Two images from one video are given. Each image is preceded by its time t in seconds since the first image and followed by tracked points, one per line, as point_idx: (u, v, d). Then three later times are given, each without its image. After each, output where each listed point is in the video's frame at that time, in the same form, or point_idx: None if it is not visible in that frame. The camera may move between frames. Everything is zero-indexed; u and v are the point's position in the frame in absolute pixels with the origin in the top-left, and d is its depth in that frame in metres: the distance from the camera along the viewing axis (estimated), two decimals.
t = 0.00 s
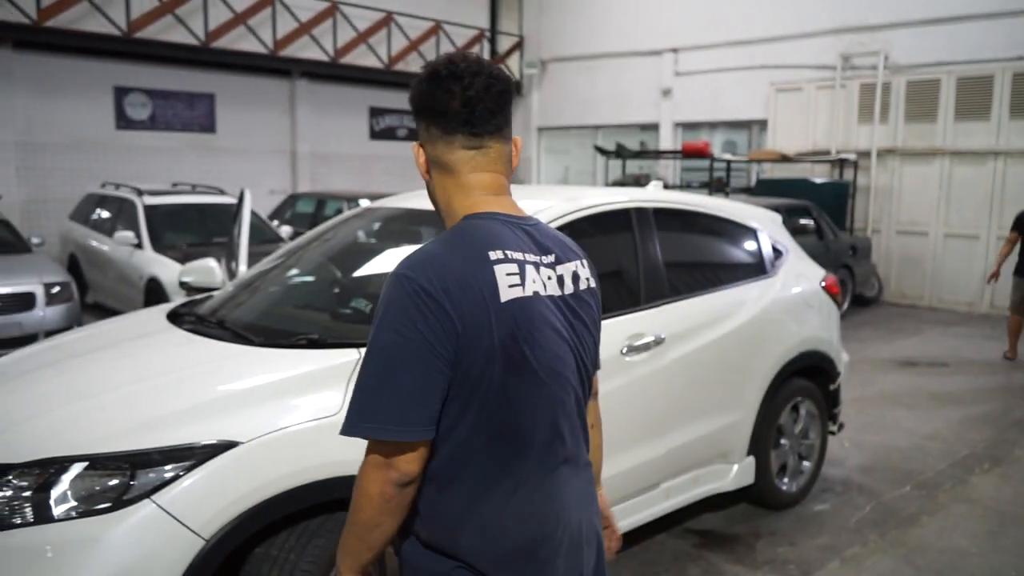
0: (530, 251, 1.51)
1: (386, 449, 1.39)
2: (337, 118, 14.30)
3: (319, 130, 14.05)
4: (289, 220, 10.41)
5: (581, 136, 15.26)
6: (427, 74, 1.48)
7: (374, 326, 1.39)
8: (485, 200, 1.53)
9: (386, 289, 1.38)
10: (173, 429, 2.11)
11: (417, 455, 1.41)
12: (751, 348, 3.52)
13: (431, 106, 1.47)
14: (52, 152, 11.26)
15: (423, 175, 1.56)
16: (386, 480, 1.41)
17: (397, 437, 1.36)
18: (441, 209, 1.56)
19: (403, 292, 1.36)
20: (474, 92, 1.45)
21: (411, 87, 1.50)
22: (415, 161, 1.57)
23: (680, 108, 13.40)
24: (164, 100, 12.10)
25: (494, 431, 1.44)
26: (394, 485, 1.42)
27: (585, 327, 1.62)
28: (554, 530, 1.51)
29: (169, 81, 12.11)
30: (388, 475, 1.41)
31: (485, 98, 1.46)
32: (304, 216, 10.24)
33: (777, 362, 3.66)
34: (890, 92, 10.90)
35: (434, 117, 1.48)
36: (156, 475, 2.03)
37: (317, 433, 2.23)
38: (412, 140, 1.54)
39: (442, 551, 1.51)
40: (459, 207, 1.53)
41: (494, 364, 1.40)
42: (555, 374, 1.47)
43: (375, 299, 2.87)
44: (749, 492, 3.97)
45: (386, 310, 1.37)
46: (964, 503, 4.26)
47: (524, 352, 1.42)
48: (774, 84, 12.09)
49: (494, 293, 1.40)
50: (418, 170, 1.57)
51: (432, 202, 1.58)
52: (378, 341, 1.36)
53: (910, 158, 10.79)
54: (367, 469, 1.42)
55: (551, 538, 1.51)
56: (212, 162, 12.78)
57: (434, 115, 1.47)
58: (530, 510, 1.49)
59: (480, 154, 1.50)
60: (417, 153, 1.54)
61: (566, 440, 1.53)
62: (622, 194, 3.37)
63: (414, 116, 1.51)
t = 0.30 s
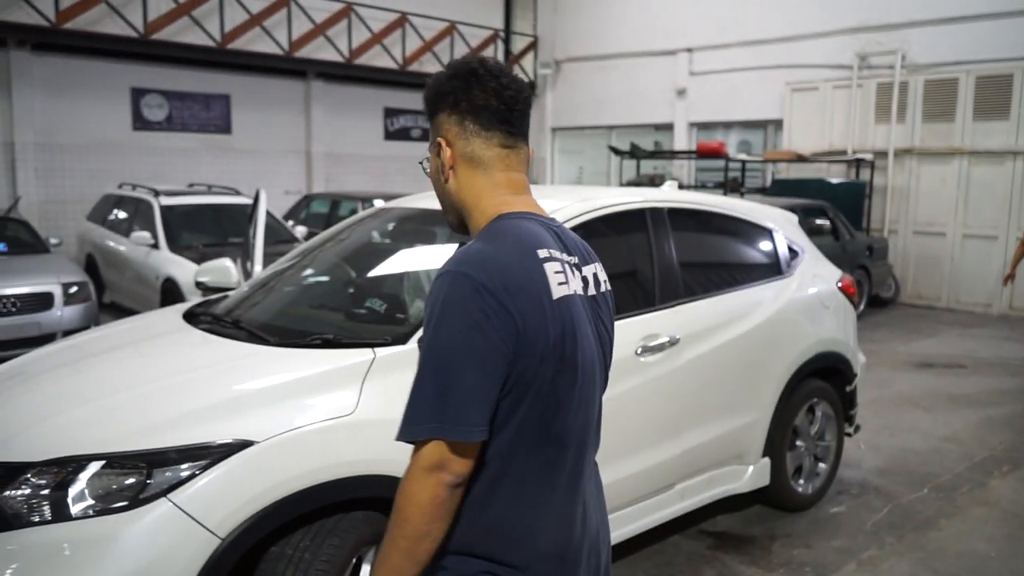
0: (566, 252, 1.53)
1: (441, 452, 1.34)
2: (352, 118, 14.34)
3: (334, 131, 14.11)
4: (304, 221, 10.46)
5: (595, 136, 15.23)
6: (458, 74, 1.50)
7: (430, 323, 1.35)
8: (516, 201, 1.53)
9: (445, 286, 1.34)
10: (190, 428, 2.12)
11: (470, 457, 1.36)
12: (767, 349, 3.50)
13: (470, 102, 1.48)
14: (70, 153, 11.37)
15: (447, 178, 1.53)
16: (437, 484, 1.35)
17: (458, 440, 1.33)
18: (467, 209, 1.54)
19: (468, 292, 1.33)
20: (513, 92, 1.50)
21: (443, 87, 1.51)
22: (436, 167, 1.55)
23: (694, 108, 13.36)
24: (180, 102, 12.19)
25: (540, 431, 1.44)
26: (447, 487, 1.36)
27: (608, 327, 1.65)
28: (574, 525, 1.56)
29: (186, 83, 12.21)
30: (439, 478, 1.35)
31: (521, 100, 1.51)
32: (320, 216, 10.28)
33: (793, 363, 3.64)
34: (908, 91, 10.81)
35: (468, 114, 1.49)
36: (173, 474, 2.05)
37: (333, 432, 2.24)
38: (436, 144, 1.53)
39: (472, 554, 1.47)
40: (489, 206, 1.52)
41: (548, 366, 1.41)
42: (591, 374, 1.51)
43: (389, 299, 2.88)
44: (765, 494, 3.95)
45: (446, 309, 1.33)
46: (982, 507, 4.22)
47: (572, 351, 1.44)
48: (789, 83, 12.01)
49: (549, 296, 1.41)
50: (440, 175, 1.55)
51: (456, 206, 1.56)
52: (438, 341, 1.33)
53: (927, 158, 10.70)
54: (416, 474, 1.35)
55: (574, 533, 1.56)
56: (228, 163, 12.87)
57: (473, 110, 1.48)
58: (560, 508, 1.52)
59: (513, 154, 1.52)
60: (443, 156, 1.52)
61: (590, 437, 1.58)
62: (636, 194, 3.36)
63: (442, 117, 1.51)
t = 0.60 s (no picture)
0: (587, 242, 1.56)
1: (534, 445, 1.31)
2: (363, 118, 14.37)
3: (346, 130, 14.14)
4: (317, 220, 10.50)
5: (607, 136, 15.19)
6: (451, 83, 1.51)
7: (492, 319, 1.33)
8: (523, 200, 1.52)
9: (506, 281, 1.32)
10: (204, 426, 2.13)
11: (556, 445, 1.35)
12: (781, 348, 3.48)
13: (466, 106, 1.49)
14: (84, 153, 11.43)
15: (449, 186, 1.53)
16: (542, 478, 1.32)
17: (546, 430, 1.31)
18: (472, 214, 1.53)
19: (533, 284, 1.32)
20: (507, 96, 1.52)
21: (439, 96, 1.52)
22: (436, 177, 1.54)
23: (706, 108, 13.31)
24: (193, 101, 12.25)
25: (594, 414, 1.46)
26: (547, 479, 1.33)
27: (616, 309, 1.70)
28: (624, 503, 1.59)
29: (199, 83, 12.27)
30: (542, 471, 1.32)
31: (515, 103, 1.53)
32: (332, 215, 10.32)
33: (807, 362, 3.62)
34: (922, 90, 10.73)
35: (464, 120, 1.49)
36: (187, 472, 2.06)
37: (346, 431, 2.25)
38: (435, 154, 1.53)
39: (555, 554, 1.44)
40: (497, 210, 1.51)
41: (599, 350, 1.43)
42: (626, 356, 1.55)
43: (402, 298, 2.88)
44: (778, 495, 3.93)
45: (513, 303, 1.31)
46: (999, 508, 4.19)
47: (613, 332, 1.47)
48: (803, 82, 11.94)
49: (594, 280, 1.43)
50: (441, 184, 1.54)
51: (460, 213, 1.55)
52: (506, 337, 1.31)
53: (942, 157, 10.63)
54: (517, 477, 1.31)
55: (622, 517, 1.58)
56: (240, 162, 12.92)
57: (471, 115, 1.49)
58: (612, 494, 1.54)
59: (513, 155, 1.52)
60: (444, 164, 1.52)
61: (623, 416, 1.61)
62: (649, 193, 3.35)
63: (439, 125, 1.52)
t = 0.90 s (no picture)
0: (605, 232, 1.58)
1: (595, 436, 1.31)
2: (370, 118, 14.38)
3: (353, 129, 14.15)
4: (324, 220, 10.52)
5: (614, 135, 15.17)
6: (461, 83, 1.51)
7: (541, 314, 1.32)
8: (533, 201, 1.53)
9: (554, 276, 1.32)
10: (213, 424, 2.14)
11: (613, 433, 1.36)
12: (789, 348, 3.47)
13: (478, 106, 1.49)
14: (92, 153, 11.48)
15: (459, 186, 1.51)
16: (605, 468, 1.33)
17: (603, 419, 1.31)
18: (483, 215, 1.52)
19: (578, 276, 1.32)
20: (514, 97, 1.53)
21: (448, 95, 1.51)
22: (444, 178, 1.52)
23: (713, 108, 13.28)
24: (201, 101, 12.28)
25: (634, 401, 1.47)
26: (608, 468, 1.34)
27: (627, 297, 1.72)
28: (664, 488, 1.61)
29: (207, 83, 12.30)
30: (605, 461, 1.33)
31: (521, 105, 1.54)
32: (339, 215, 10.33)
33: (815, 361, 3.61)
34: (931, 89, 10.68)
35: (477, 119, 1.49)
36: (196, 470, 2.06)
37: (355, 430, 2.25)
38: (443, 153, 1.51)
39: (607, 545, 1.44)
40: (508, 212, 1.51)
41: (636, 343, 1.44)
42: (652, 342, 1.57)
43: (409, 297, 2.88)
44: (786, 495, 3.91)
45: (563, 297, 1.31)
46: (1008, 508, 4.17)
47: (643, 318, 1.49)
48: (811, 82, 11.89)
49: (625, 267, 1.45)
50: (449, 185, 1.52)
51: (468, 215, 1.53)
52: (555, 331, 1.30)
53: (951, 156, 10.58)
54: (581, 469, 1.31)
55: (663, 502, 1.59)
56: (247, 162, 12.94)
57: (482, 115, 1.49)
58: (654, 480, 1.56)
59: (521, 157, 1.53)
60: (453, 164, 1.51)
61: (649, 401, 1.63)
62: (656, 193, 3.34)
63: (449, 125, 1.51)
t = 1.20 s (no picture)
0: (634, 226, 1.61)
1: (660, 420, 1.31)
2: (377, 118, 14.40)
3: (360, 129, 14.17)
4: (331, 219, 10.55)
5: (621, 135, 15.14)
6: (490, 77, 1.53)
7: (604, 300, 1.31)
8: (560, 197, 1.54)
9: (616, 261, 1.33)
10: (222, 423, 2.14)
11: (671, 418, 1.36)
12: (798, 347, 3.46)
13: (510, 99, 1.50)
14: (101, 153, 11.52)
15: (491, 179, 1.49)
16: (661, 455, 1.32)
17: (667, 403, 1.31)
18: (513, 209, 1.51)
19: (639, 261, 1.33)
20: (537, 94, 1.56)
21: (479, 89, 1.52)
22: (472, 171, 1.50)
23: (721, 108, 13.25)
24: (208, 101, 12.31)
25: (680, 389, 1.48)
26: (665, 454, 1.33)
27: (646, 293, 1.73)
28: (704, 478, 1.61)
29: (215, 83, 12.33)
30: (661, 448, 1.32)
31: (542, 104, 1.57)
32: (345, 215, 10.36)
33: (824, 361, 3.60)
34: (940, 88, 10.63)
35: (510, 113, 1.50)
36: (205, 468, 2.07)
37: (364, 428, 2.25)
38: (472, 146, 1.50)
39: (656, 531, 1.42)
40: (539, 206, 1.51)
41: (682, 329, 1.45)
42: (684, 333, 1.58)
43: (417, 297, 2.88)
44: (794, 495, 3.90)
45: (627, 281, 1.31)
46: (1018, 509, 4.15)
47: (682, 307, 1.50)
48: (818, 81, 11.84)
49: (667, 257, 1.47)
50: (477, 179, 1.50)
51: (497, 209, 1.51)
52: (621, 316, 1.30)
53: (959, 156, 10.53)
54: (645, 453, 1.30)
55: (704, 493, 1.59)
56: (254, 162, 12.97)
57: (516, 107, 1.50)
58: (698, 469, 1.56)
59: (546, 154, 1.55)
60: (484, 157, 1.49)
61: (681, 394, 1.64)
62: (664, 192, 3.33)
63: (480, 117, 1.50)
